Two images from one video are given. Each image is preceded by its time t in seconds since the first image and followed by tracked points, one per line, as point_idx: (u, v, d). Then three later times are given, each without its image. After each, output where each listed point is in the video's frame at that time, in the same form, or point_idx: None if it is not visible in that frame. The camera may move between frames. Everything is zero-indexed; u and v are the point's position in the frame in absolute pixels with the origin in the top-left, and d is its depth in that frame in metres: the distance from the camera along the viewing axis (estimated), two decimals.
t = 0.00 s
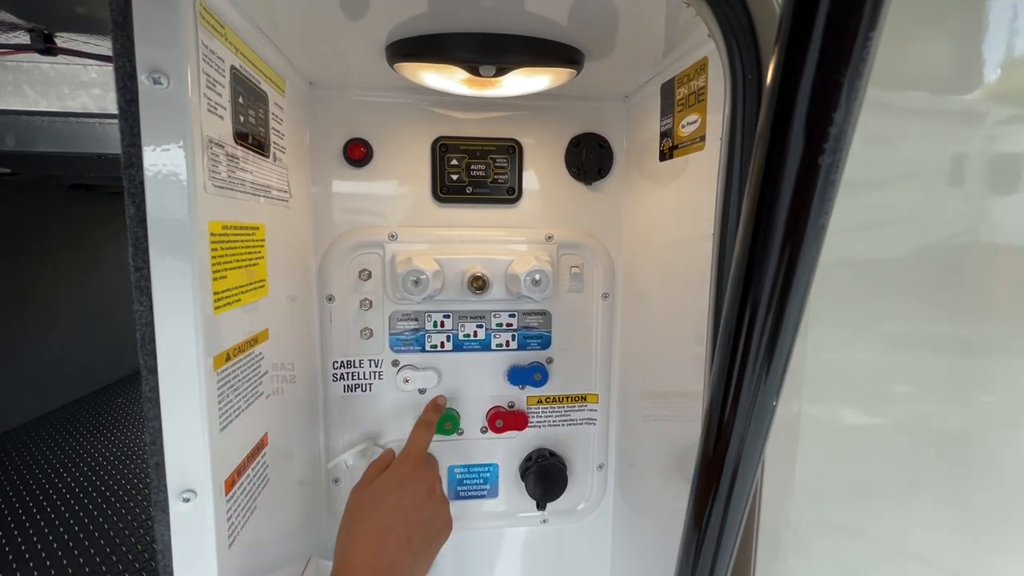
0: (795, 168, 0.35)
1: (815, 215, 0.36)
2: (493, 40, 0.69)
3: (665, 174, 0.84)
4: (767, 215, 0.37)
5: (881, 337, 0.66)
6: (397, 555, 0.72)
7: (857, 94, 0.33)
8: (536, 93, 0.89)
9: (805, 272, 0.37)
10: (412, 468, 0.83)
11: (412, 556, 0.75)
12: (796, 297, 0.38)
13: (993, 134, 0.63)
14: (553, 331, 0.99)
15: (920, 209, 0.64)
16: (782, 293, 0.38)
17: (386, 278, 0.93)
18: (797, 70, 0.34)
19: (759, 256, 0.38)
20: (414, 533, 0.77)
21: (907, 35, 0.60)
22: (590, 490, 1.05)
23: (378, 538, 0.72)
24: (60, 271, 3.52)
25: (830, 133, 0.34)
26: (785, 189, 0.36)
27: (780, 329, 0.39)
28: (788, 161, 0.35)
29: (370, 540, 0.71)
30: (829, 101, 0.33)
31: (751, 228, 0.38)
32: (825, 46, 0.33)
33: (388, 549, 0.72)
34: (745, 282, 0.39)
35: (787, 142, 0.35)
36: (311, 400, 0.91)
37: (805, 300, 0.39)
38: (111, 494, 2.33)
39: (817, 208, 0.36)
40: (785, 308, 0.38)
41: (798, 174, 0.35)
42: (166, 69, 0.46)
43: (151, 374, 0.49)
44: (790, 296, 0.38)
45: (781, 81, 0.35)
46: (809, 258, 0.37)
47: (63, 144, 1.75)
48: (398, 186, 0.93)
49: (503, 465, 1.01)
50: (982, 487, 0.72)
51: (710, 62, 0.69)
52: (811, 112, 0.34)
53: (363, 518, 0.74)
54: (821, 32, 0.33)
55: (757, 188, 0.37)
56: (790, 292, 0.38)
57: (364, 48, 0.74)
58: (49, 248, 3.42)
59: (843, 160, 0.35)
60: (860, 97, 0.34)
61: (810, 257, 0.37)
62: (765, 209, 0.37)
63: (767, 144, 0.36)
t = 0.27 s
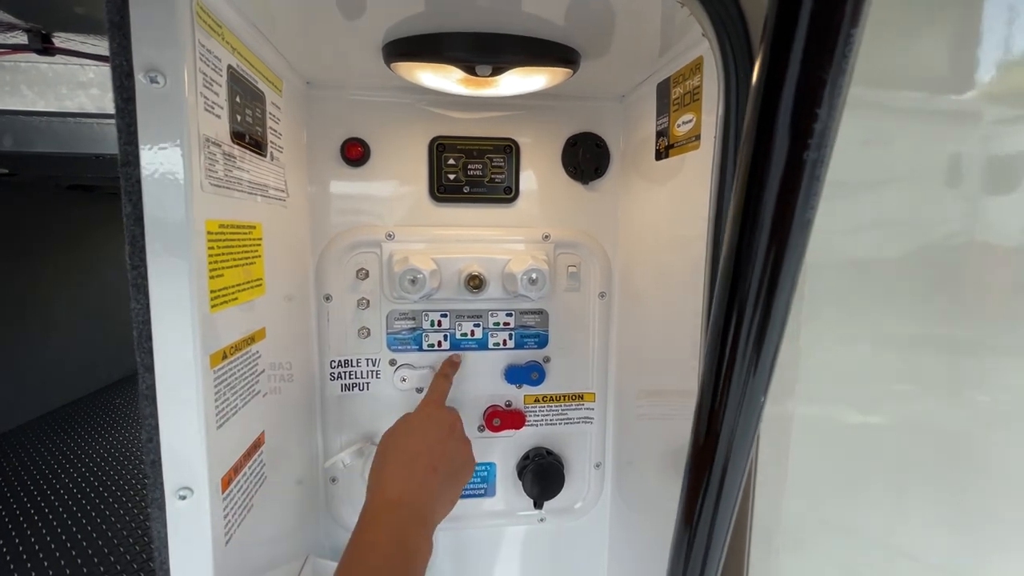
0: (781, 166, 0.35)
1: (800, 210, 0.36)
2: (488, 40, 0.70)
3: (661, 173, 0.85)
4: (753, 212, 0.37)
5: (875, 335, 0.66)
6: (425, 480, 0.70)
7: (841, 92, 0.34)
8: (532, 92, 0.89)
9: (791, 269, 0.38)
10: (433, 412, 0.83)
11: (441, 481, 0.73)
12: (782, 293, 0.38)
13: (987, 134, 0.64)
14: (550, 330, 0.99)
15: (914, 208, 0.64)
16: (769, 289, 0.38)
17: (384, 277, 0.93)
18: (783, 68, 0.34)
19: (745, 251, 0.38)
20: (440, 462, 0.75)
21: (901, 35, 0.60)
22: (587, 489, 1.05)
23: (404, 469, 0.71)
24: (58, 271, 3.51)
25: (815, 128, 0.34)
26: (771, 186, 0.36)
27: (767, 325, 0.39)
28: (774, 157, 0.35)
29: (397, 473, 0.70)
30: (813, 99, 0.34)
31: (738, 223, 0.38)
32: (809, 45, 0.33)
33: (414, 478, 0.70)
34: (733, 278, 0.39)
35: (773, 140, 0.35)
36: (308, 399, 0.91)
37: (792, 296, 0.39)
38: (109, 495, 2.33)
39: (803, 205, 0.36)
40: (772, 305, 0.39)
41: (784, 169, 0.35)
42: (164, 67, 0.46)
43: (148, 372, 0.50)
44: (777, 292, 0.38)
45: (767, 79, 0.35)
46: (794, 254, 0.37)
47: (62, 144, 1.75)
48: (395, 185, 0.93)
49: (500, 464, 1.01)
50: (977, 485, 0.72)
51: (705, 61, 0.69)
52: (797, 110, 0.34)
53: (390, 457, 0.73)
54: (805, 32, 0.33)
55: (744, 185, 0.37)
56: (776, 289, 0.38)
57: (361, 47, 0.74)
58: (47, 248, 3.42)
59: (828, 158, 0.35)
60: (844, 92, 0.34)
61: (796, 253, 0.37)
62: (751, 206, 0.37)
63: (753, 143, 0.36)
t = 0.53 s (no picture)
0: (776, 165, 0.36)
1: (797, 207, 0.36)
2: (486, 39, 0.69)
3: (659, 172, 0.85)
4: (748, 212, 0.37)
5: (873, 334, 0.66)
6: (438, 471, 0.72)
7: (835, 91, 0.34)
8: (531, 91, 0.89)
9: (787, 268, 0.38)
10: (451, 404, 0.85)
11: (456, 472, 0.74)
12: (779, 292, 0.38)
13: (985, 134, 0.64)
14: (549, 329, 0.99)
15: (912, 208, 0.64)
16: (765, 288, 0.38)
17: (382, 276, 0.93)
18: (777, 67, 0.34)
19: (743, 250, 0.38)
20: (455, 452, 0.77)
21: (898, 34, 0.60)
22: (586, 488, 1.05)
23: (419, 458, 0.72)
24: (56, 271, 3.51)
25: (810, 123, 0.34)
26: (766, 185, 0.36)
27: (763, 324, 0.39)
28: (771, 153, 0.35)
29: (413, 461, 0.71)
30: (808, 98, 0.34)
31: (735, 221, 0.38)
32: (803, 43, 0.33)
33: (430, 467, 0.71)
34: (729, 278, 0.39)
35: (768, 139, 0.35)
36: (306, 399, 0.91)
37: (788, 295, 0.39)
38: (107, 495, 2.32)
39: (798, 204, 0.36)
40: (769, 304, 0.39)
41: (780, 166, 0.35)
42: (160, 65, 0.46)
43: (145, 371, 0.49)
44: (773, 291, 0.38)
45: (761, 78, 0.35)
46: (790, 253, 0.37)
47: (59, 144, 1.75)
48: (393, 185, 0.93)
49: (499, 464, 1.01)
50: (975, 485, 0.72)
51: (703, 60, 0.69)
52: (791, 109, 0.34)
53: (408, 446, 0.74)
54: (798, 30, 0.33)
55: (739, 184, 0.37)
56: (772, 288, 0.38)
57: (359, 46, 0.74)
58: (45, 248, 3.41)
59: (823, 154, 0.35)
60: (839, 87, 0.34)
61: (792, 253, 0.37)
62: (747, 205, 0.37)
63: (748, 142, 0.36)
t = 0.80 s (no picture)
0: (785, 164, 0.35)
1: (806, 203, 0.36)
2: (487, 35, 0.69)
3: (661, 170, 0.84)
4: (757, 211, 0.37)
5: (877, 332, 0.66)
6: (441, 476, 0.71)
7: (845, 89, 0.34)
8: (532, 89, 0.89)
9: (795, 267, 0.38)
10: (448, 409, 0.84)
11: (458, 476, 0.73)
12: (787, 292, 0.38)
13: (988, 131, 0.64)
14: (550, 328, 0.98)
15: (915, 205, 0.64)
16: (774, 288, 0.38)
17: (383, 274, 0.92)
18: (787, 65, 0.34)
19: (751, 247, 0.38)
20: (454, 456, 0.76)
21: (902, 31, 0.60)
22: (587, 487, 1.04)
23: (419, 463, 0.71)
24: (55, 271, 3.50)
25: (823, 113, 0.34)
26: (776, 184, 0.36)
27: (771, 325, 0.39)
28: (780, 147, 0.35)
29: (412, 466, 0.70)
30: (818, 96, 0.34)
31: (743, 217, 0.38)
32: (814, 42, 0.33)
33: (433, 474, 0.70)
34: (737, 278, 0.39)
35: (777, 138, 0.35)
36: (307, 398, 0.90)
37: (796, 295, 0.39)
38: (106, 495, 2.32)
39: (808, 204, 0.36)
40: (777, 302, 0.39)
41: (790, 159, 0.35)
42: (160, 60, 0.46)
43: (145, 368, 0.49)
44: (781, 291, 0.38)
45: (772, 77, 0.35)
46: (799, 253, 0.37)
47: (58, 143, 1.74)
48: (394, 182, 0.93)
49: (500, 462, 1.01)
50: (978, 484, 0.72)
51: (706, 57, 0.69)
52: (800, 106, 0.34)
53: (407, 451, 0.74)
54: (809, 30, 0.33)
55: (748, 184, 0.37)
56: (781, 288, 0.38)
57: (360, 43, 0.74)
58: (44, 248, 3.41)
59: (836, 143, 0.35)
60: (851, 78, 0.34)
61: (801, 252, 0.37)
62: (755, 205, 0.37)
63: (757, 141, 0.36)
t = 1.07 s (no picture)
0: (793, 163, 0.35)
1: (814, 199, 0.36)
2: (490, 33, 0.69)
3: (663, 169, 0.84)
4: (765, 210, 0.37)
5: (879, 330, 0.66)
6: (427, 489, 0.74)
7: (853, 88, 0.34)
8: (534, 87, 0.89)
9: (802, 266, 0.38)
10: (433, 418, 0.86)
11: (443, 488, 0.77)
12: (794, 292, 0.38)
13: (991, 130, 0.64)
14: (551, 327, 0.98)
15: (918, 204, 0.64)
16: (780, 288, 0.38)
17: (384, 273, 0.92)
18: (795, 63, 0.34)
19: (758, 246, 0.38)
20: (441, 469, 0.79)
21: (905, 29, 0.60)
22: (588, 486, 1.04)
23: (404, 475, 0.74)
24: (54, 270, 3.50)
25: (832, 107, 0.34)
26: (784, 182, 0.36)
27: (778, 325, 0.39)
28: (789, 143, 0.35)
29: (397, 478, 0.73)
30: (826, 95, 0.34)
31: (750, 215, 0.38)
32: (822, 41, 0.33)
33: (415, 489, 0.73)
34: (744, 277, 0.39)
35: (785, 136, 0.35)
36: (308, 396, 0.90)
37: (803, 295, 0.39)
38: (106, 495, 2.32)
39: (815, 203, 0.36)
40: (784, 301, 0.38)
41: (799, 155, 0.35)
42: (164, 57, 0.45)
43: (148, 366, 0.49)
44: (788, 291, 0.38)
45: (780, 76, 0.35)
46: (806, 252, 0.37)
47: (58, 141, 1.74)
48: (396, 181, 0.93)
49: (501, 461, 1.01)
50: (980, 483, 0.72)
51: (708, 55, 0.69)
52: (808, 105, 0.34)
53: (392, 462, 0.76)
54: (818, 30, 0.33)
55: (755, 183, 0.37)
56: (788, 287, 0.38)
57: (362, 41, 0.74)
58: (44, 247, 3.40)
59: (846, 137, 0.35)
60: (861, 73, 0.34)
61: (807, 252, 0.37)
62: (763, 204, 0.37)
63: (765, 139, 0.36)
